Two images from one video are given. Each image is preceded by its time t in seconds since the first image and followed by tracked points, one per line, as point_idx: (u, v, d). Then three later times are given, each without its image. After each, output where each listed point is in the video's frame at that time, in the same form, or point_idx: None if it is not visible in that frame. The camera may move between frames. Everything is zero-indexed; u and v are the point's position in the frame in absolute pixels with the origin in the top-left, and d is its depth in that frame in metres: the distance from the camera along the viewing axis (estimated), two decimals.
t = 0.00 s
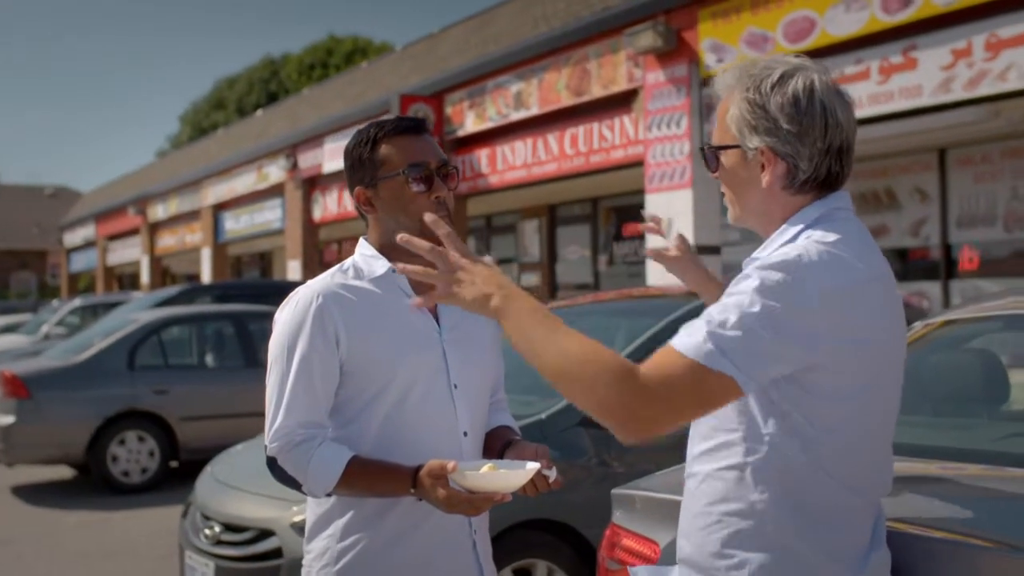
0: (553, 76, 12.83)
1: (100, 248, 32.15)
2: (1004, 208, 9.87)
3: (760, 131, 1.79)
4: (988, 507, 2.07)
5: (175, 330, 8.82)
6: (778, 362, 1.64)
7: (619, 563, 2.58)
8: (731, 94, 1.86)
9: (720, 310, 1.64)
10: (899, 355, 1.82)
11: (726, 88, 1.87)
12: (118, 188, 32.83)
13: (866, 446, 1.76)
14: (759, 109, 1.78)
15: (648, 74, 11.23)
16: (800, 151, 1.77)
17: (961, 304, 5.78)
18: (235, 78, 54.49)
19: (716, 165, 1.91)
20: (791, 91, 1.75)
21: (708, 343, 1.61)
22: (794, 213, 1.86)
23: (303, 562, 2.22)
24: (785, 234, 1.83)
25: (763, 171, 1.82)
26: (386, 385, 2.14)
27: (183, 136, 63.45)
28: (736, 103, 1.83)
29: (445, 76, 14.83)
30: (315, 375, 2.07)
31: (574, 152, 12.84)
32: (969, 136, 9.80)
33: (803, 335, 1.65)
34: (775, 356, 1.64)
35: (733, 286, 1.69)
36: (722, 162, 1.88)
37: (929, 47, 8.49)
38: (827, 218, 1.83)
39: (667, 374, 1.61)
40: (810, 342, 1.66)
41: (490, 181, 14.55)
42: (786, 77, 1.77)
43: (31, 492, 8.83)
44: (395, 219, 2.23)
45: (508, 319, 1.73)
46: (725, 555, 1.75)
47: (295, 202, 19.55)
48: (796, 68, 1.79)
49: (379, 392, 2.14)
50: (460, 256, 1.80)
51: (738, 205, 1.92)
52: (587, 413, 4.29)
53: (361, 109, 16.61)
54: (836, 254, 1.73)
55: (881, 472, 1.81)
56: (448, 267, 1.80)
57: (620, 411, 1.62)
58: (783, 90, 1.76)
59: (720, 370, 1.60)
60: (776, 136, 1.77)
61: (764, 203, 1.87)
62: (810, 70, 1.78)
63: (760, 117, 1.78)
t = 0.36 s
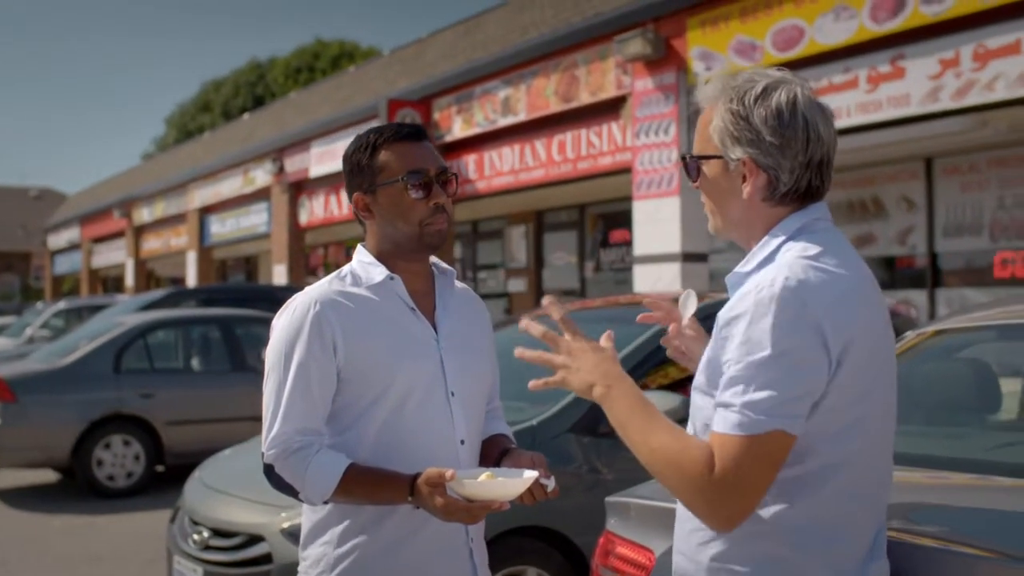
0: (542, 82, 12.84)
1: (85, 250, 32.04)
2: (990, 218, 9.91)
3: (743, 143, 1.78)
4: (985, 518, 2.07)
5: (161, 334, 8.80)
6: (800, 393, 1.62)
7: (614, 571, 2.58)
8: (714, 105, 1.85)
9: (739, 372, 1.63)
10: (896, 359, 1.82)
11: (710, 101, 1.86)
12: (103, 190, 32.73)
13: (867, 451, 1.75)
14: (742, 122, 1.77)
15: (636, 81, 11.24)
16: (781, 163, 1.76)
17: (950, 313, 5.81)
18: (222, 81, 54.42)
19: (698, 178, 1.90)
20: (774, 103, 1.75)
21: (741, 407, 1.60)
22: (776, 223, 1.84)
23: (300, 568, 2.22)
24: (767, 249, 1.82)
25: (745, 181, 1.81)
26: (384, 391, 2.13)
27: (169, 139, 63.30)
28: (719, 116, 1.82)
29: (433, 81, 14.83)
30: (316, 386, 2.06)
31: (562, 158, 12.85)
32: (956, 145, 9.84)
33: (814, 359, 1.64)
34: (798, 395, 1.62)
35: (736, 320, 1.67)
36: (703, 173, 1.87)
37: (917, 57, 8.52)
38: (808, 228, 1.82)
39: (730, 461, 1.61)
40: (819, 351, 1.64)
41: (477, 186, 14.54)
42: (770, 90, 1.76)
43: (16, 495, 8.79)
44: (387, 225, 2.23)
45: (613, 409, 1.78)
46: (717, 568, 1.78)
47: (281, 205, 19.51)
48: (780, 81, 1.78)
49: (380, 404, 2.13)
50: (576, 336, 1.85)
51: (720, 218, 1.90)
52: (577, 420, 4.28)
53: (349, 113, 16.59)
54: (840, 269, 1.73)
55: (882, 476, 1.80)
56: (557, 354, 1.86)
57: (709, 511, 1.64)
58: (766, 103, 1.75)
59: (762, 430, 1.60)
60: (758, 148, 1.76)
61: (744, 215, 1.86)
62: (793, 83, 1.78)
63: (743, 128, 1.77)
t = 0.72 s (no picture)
0: (524, 81, 12.84)
1: (63, 248, 31.88)
2: (971, 218, 9.96)
3: (742, 142, 1.78)
4: (977, 517, 2.08)
5: (142, 332, 8.76)
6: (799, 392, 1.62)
7: (604, 570, 2.59)
8: (714, 105, 1.85)
9: (737, 371, 1.63)
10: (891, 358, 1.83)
11: (709, 101, 1.87)
12: (82, 188, 32.57)
13: (864, 450, 1.76)
14: (741, 120, 1.78)
15: (620, 81, 11.26)
16: (780, 162, 1.77)
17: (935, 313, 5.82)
18: (202, 78, 54.24)
19: (697, 178, 1.91)
20: (774, 103, 1.76)
21: (738, 403, 1.61)
22: (775, 223, 1.85)
23: (292, 567, 2.21)
24: (766, 248, 1.83)
25: (744, 181, 1.82)
26: (378, 392, 2.13)
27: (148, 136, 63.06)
28: (718, 115, 1.83)
29: (416, 79, 14.81)
30: (311, 386, 2.05)
31: (544, 157, 12.85)
32: (937, 146, 9.89)
33: (813, 360, 1.64)
34: (796, 392, 1.62)
35: (735, 319, 1.68)
36: (702, 173, 1.88)
37: (899, 58, 8.55)
38: (807, 228, 1.82)
39: (728, 457, 1.61)
40: (820, 351, 1.65)
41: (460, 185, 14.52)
42: (770, 90, 1.77)
43: None
44: (382, 222, 2.23)
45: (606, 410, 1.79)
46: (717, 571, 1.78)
47: (262, 203, 19.46)
48: (779, 81, 1.79)
49: (374, 403, 2.13)
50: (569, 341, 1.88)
51: (719, 218, 1.91)
52: (562, 421, 4.29)
53: (330, 111, 16.55)
54: (838, 268, 1.74)
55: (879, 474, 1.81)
56: (550, 358, 1.89)
57: (704, 506, 1.64)
58: (765, 103, 1.76)
59: (757, 429, 1.60)
60: (758, 147, 1.77)
61: (745, 214, 1.86)
62: (792, 83, 1.79)
63: (742, 127, 1.78)
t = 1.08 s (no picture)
0: (512, 84, 12.85)
1: (47, 247, 31.74)
2: (957, 223, 9.99)
3: (779, 141, 1.80)
4: (971, 520, 2.10)
5: (128, 332, 8.73)
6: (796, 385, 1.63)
7: (599, 572, 2.59)
8: (725, 113, 1.84)
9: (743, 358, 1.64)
10: (891, 361, 1.84)
11: (712, 109, 1.86)
12: (67, 187, 32.44)
13: (864, 455, 1.77)
14: (775, 119, 1.79)
15: (608, 83, 11.27)
16: (812, 157, 1.81)
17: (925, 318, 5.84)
18: (187, 78, 54.10)
19: (703, 187, 1.87)
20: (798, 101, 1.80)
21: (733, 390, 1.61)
22: (784, 229, 1.86)
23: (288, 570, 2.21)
24: (781, 248, 1.83)
25: (780, 183, 1.82)
26: (376, 394, 2.13)
27: (133, 136, 62.86)
28: (736, 121, 1.83)
29: (404, 81, 14.80)
30: (308, 385, 2.05)
31: (532, 159, 12.85)
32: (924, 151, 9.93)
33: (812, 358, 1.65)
34: (796, 387, 1.63)
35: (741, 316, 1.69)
36: (718, 185, 1.84)
37: (887, 63, 8.58)
38: (815, 233, 1.84)
39: (709, 427, 1.61)
40: (821, 351, 1.66)
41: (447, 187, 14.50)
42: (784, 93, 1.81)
43: None
44: (402, 220, 2.22)
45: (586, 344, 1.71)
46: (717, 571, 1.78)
47: (248, 204, 19.43)
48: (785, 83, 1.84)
49: (369, 402, 2.13)
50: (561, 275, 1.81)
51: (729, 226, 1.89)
52: (553, 422, 4.28)
53: (317, 112, 16.53)
54: (839, 270, 1.74)
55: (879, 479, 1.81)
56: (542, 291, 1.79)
57: (675, 473, 1.63)
58: (793, 102, 1.80)
59: (745, 411, 1.60)
60: (792, 145, 1.80)
61: (767, 215, 1.85)
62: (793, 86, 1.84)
63: (777, 128, 1.79)
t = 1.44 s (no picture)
0: (497, 84, 12.85)
1: (29, 245, 31.58)
2: (940, 226, 10.04)
3: (721, 151, 1.81)
4: (961, 520, 2.11)
5: (111, 331, 8.69)
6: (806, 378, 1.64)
7: (586, 572, 2.59)
8: (693, 122, 1.89)
9: (753, 359, 1.64)
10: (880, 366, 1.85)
11: (687, 116, 1.91)
12: (50, 185, 32.28)
13: (853, 456, 1.78)
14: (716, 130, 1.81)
15: (593, 84, 11.28)
16: (761, 165, 1.78)
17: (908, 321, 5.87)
18: (170, 76, 53.91)
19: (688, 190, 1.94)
20: (744, 108, 1.78)
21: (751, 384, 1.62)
22: (770, 230, 1.87)
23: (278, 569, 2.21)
24: (764, 252, 1.84)
25: (730, 190, 1.84)
26: (367, 393, 2.13)
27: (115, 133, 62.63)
28: (696, 128, 1.87)
29: (388, 80, 14.78)
30: (300, 385, 2.05)
31: (516, 159, 12.86)
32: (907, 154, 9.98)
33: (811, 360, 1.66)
34: (807, 392, 1.64)
35: (742, 317, 1.70)
36: (693, 188, 1.91)
37: (872, 66, 8.61)
38: (805, 233, 1.85)
39: (747, 442, 1.62)
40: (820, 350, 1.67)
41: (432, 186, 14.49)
42: (741, 98, 1.80)
43: None
44: (364, 225, 2.25)
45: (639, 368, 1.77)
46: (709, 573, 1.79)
47: (231, 203, 19.39)
48: (753, 87, 1.81)
49: (363, 402, 2.13)
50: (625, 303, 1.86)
51: (714, 231, 1.94)
52: (539, 423, 4.29)
53: (302, 111, 16.50)
54: (831, 273, 1.76)
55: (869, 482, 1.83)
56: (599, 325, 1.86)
57: (720, 486, 1.64)
58: (737, 108, 1.79)
59: (774, 416, 1.62)
60: (737, 153, 1.79)
61: (734, 222, 1.88)
62: (767, 88, 1.81)
63: (722, 137, 1.81)
